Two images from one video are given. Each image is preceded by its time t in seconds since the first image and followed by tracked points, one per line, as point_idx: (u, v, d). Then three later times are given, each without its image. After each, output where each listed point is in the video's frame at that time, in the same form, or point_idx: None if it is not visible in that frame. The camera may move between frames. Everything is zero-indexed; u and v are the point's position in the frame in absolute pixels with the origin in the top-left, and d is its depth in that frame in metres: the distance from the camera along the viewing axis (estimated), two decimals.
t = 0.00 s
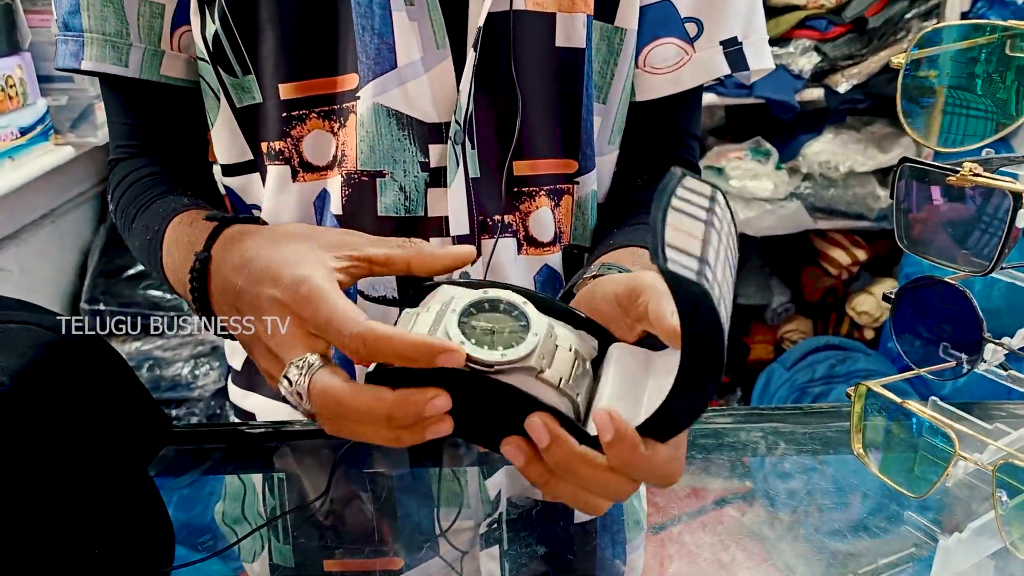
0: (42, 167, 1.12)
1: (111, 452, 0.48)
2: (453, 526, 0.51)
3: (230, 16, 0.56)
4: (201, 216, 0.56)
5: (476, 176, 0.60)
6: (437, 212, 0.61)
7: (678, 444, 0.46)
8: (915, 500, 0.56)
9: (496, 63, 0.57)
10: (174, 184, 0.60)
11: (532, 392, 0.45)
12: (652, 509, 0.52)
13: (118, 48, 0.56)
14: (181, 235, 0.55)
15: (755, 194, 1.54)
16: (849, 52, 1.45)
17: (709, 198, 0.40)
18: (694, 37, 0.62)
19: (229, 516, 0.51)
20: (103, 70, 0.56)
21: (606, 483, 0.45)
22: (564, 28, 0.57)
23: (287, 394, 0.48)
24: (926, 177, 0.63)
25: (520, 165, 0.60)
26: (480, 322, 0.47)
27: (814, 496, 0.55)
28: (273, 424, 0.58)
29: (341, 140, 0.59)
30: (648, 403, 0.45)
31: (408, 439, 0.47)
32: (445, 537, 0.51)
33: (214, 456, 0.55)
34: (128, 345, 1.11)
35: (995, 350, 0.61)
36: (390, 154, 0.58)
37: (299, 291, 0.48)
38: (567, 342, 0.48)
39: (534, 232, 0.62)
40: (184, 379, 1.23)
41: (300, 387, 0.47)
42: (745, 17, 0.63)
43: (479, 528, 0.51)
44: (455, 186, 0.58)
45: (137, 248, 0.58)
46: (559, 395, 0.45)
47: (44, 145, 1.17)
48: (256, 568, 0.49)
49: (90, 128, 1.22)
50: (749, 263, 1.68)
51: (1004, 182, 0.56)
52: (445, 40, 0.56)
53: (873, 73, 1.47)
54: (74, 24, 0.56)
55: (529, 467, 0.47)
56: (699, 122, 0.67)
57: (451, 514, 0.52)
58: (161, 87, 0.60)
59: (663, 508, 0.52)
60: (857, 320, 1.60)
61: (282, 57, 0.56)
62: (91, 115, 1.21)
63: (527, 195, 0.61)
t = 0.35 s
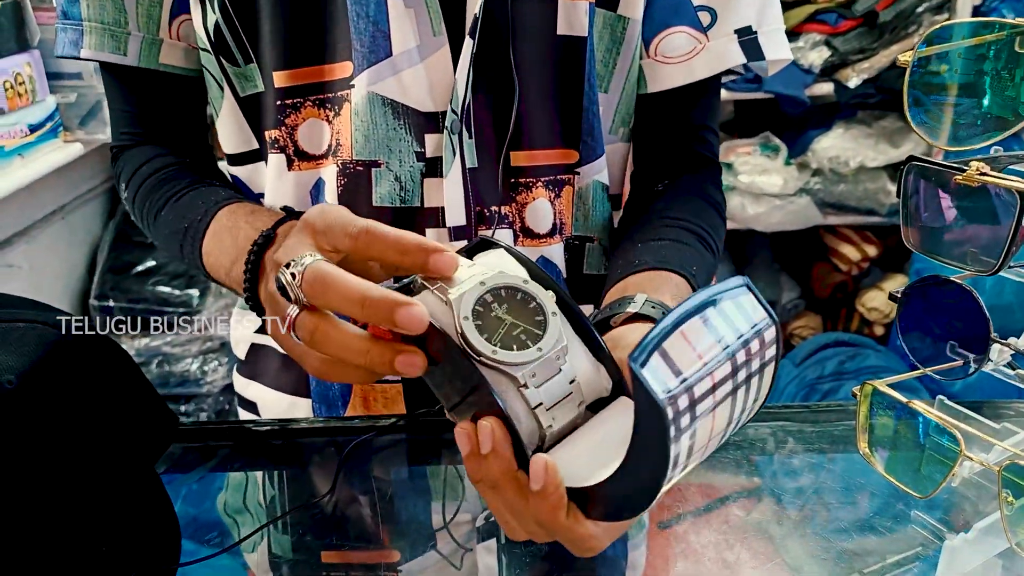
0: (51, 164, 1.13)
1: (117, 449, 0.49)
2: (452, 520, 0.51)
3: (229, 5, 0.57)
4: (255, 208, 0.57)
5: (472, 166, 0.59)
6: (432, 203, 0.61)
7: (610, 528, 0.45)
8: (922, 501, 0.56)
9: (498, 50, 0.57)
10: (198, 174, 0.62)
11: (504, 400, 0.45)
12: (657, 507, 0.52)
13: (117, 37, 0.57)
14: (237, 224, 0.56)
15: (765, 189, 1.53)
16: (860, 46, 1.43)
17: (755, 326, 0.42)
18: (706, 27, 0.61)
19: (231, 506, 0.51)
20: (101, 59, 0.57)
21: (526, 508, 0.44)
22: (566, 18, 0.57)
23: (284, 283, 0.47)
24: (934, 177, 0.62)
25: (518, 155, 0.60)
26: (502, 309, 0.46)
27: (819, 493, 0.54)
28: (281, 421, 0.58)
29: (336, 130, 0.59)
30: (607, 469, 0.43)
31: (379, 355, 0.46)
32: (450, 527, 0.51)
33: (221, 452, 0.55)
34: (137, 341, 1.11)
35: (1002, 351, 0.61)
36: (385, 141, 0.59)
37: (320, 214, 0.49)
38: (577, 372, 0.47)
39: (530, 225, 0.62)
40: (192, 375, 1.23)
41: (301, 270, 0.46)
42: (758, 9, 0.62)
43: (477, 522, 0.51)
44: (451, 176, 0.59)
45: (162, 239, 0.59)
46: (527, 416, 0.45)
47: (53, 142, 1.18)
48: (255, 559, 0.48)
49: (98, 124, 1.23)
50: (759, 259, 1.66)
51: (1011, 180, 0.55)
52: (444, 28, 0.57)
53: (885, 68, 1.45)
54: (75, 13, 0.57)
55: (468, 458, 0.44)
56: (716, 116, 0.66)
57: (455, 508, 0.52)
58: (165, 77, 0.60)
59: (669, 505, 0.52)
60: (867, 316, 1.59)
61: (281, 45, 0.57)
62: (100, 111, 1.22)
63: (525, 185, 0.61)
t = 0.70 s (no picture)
0: (59, 162, 1.14)
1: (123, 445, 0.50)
2: (448, 517, 0.51)
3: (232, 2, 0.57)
4: (259, 212, 0.57)
5: (470, 163, 0.59)
6: (428, 200, 0.61)
7: (603, 543, 0.45)
8: (930, 498, 0.55)
9: (495, 48, 0.58)
10: (205, 177, 0.62)
11: (497, 412, 0.44)
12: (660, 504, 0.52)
13: (121, 33, 0.57)
14: (242, 229, 0.56)
15: (772, 186, 1.53)
16: (868, 42, 1.42)
17: (747, 349, 0.43)
18: (715, 25, 0.61)
19: (231, 499, 0.52)
20: (105, 56, 0.57)
21: (518, 520, 0.44)
22: (567, 15, 0.57)
23: (274, 257, 0.47)
24: (942, 174, 0.62)
25: (518, 153, 0.60)
26: (499, 318, 0.45)
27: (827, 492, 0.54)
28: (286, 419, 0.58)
29: (336, 125, 0.60)
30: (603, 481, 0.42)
31: (370, 341, 0.45)
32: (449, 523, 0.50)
33: (224, 447, 0.55)
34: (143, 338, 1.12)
35: (1012, 347, 0.60)
36: (382, 138, 0.58)
37: (318, 203, 0.49)
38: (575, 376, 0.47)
39: (528, 223, 0.62)
40: (200, 372, 1.24)
41: (297, 244, 0.46)
42: (768, 5, 0.61)
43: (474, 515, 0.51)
44: (448, 174, 0.59)
45: (168, 240, 0.59)
46: (522, 429, 0.44)
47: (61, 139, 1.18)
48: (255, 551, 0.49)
49: (105, 122, 1.23)
50: (766, 256, 1.66)
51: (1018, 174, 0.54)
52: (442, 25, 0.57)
53: (894, 63, 1.44)
54: (79, 11, 0.57)
55: (462, 468, 0.44)
56: (723, 114, 0.66)
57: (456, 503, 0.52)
58: (171, 72, 0.61)
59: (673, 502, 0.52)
60: (875, 313, 1.59)
61: (281, 42, 0.57)
62: (107, 109, 1.22)
63: (524, 182, 0.61)
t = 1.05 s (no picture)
0: (68, 161, 1.14)
1: (133, 443, 0.50)
2: (455, 514, 0.51)
3: (239, 3, 0.57)
4: (270, 211, 0.57)
5: (476, 161, 0.59)
6: (435, 198, 0.61)
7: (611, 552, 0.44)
8: (941, 498, 0.55)
9: (500, 46, 0.57)
10: (216, 176, 0.62)
11: (508, 417, 0.44)
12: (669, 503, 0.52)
13: (131, 35, 0.57)
14: (253, 227, 0.56)
15: (779, 184, 1.52)
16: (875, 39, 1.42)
17: (760, 375, 0.43)
18: (719, 22, 0.60)
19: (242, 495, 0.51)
20: (114, 56, 0.57)
21: (529, 525, 0.44)
22: (571, 13, 0.57)
23: (290, 260, 0.47)
24: (950, 172, 0.61)
25: (523, 151, 0.60)
26: (511, 327, 0.45)
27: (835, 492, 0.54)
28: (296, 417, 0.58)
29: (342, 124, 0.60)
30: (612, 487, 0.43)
31: (385, 347, 0.46)
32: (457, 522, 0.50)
33: (235, 446, 0.55)
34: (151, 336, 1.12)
35: None
36: (389, 136, 0.59)
37: (332, 204, 0.49)
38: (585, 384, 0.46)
39: (534, 220, 0.62)
40: (208, 370, 1.24)
41: (313, 247, 0.46)
42: (771, 4, 0.61)
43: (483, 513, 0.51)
44: (455, 172, 0.59)
45: (178, 238, 0.59)
46: (532, 436, 0.44)
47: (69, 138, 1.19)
48: (265, 548, 0.48)
49: (113, 121, 1.24)
50: (773, 254, 1.65)
51: None
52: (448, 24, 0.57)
53: (902, 61, 1.43)
54: (89, 12, 0.57)
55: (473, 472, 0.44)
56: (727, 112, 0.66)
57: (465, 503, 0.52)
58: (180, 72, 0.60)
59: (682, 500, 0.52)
60: (882, 312, 1.57)
61: (288, 41, 0.57)
62: (115, 108, 1.23)
63: (531, 179, 0.61)
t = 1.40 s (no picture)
0: (76, 161, 1.15)
1: (146, 442, 0.50)
2: (462, 508, 0.51)
3: (251, 4, 0.57)
4: (274, 221, 0.58)
5: (485, 160, 0.59)
6: (444, 195, 0.61)
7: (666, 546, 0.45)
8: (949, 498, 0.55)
9: (507, 44, 0.57)
10: (221, 181, 0.62)
11: (544, 434, 0.44)
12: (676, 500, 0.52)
13: (141, 37, 0.57)
14: (255, 237, 0.56)
15: (785, 183, 1.52)
16: (882, 38, 1.41)
17: (792, 354, 0.44)
18: (723, 22, 0.60)
19: (253, 490, 0.52)
20: (125, 58, 0.58)
21: (583, 536, 0.44)
22: (577, 11, 0.57)
23: (301, 287, 0.47)
24: (960, 174, 0.61)
25: (529, 150, 0.61)
26: (530, 343, 0.45)
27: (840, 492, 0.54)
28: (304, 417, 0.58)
29: (353, 123, 0.59)
30: (653, 487, 0.43)
31: (397, 372, 0.46)
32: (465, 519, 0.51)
33: (244, 446, 0.55)
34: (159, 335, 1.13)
35: None
36: (397, 135, 0.58)
37: (337, 228, 0.49)
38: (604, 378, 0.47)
39: (541, 218, 0.62)
40: (214, 369, 1.25)
41: (324, 276, 0.46)
42: (774, 3, 0.61)
43: (489, 509, 0.51)
44: (463, 171, 0.58)
45: (183, 244, 0.60)
46: (569, 445, 0.44)
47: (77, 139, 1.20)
48: (277, 543, 0.48)
49: (121, 121, 1.24)
50: (779, 253, 1.65)
51: None
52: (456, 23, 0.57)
53: (909, 60, 1.43)
54: (100, 14, 0.58)
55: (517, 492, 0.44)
56: (730, 110, 0.66)
57: (472, 500, 0.52)
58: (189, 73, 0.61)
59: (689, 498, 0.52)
60: (888, 311, 1.57)
61: (297, 41, 0.57)
62: (123, 109, 1.23)
63: (539, 177, 0.61)
